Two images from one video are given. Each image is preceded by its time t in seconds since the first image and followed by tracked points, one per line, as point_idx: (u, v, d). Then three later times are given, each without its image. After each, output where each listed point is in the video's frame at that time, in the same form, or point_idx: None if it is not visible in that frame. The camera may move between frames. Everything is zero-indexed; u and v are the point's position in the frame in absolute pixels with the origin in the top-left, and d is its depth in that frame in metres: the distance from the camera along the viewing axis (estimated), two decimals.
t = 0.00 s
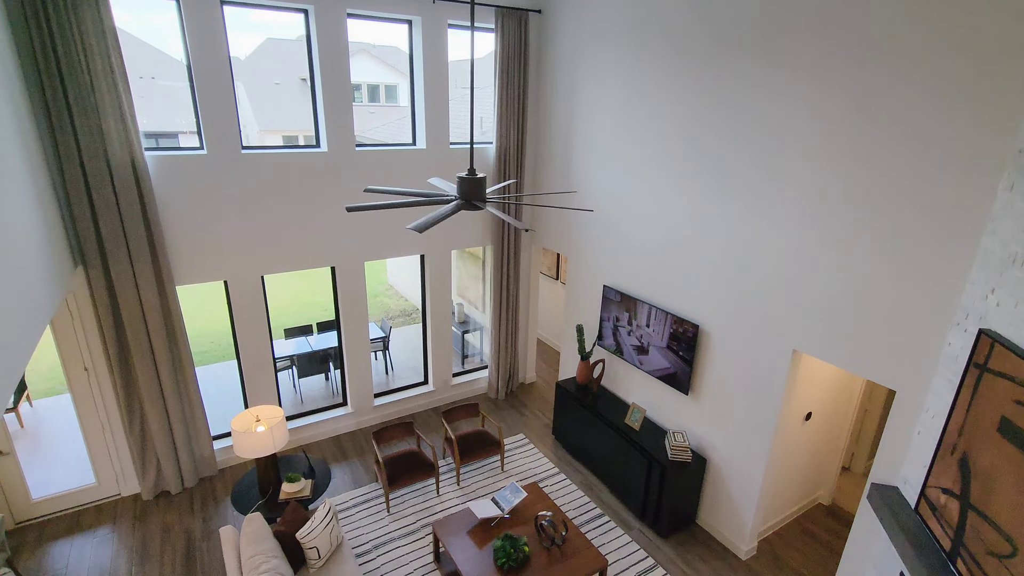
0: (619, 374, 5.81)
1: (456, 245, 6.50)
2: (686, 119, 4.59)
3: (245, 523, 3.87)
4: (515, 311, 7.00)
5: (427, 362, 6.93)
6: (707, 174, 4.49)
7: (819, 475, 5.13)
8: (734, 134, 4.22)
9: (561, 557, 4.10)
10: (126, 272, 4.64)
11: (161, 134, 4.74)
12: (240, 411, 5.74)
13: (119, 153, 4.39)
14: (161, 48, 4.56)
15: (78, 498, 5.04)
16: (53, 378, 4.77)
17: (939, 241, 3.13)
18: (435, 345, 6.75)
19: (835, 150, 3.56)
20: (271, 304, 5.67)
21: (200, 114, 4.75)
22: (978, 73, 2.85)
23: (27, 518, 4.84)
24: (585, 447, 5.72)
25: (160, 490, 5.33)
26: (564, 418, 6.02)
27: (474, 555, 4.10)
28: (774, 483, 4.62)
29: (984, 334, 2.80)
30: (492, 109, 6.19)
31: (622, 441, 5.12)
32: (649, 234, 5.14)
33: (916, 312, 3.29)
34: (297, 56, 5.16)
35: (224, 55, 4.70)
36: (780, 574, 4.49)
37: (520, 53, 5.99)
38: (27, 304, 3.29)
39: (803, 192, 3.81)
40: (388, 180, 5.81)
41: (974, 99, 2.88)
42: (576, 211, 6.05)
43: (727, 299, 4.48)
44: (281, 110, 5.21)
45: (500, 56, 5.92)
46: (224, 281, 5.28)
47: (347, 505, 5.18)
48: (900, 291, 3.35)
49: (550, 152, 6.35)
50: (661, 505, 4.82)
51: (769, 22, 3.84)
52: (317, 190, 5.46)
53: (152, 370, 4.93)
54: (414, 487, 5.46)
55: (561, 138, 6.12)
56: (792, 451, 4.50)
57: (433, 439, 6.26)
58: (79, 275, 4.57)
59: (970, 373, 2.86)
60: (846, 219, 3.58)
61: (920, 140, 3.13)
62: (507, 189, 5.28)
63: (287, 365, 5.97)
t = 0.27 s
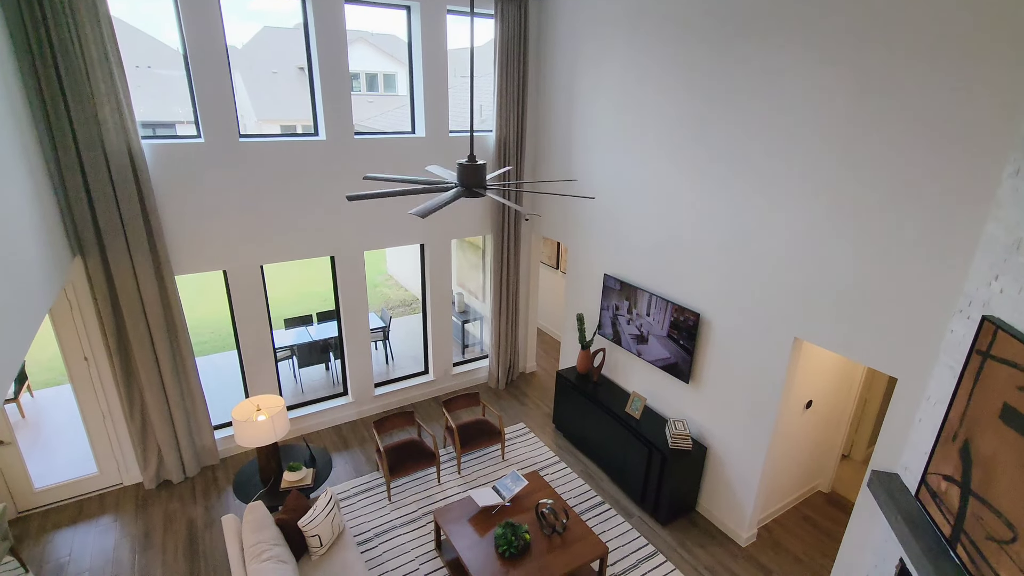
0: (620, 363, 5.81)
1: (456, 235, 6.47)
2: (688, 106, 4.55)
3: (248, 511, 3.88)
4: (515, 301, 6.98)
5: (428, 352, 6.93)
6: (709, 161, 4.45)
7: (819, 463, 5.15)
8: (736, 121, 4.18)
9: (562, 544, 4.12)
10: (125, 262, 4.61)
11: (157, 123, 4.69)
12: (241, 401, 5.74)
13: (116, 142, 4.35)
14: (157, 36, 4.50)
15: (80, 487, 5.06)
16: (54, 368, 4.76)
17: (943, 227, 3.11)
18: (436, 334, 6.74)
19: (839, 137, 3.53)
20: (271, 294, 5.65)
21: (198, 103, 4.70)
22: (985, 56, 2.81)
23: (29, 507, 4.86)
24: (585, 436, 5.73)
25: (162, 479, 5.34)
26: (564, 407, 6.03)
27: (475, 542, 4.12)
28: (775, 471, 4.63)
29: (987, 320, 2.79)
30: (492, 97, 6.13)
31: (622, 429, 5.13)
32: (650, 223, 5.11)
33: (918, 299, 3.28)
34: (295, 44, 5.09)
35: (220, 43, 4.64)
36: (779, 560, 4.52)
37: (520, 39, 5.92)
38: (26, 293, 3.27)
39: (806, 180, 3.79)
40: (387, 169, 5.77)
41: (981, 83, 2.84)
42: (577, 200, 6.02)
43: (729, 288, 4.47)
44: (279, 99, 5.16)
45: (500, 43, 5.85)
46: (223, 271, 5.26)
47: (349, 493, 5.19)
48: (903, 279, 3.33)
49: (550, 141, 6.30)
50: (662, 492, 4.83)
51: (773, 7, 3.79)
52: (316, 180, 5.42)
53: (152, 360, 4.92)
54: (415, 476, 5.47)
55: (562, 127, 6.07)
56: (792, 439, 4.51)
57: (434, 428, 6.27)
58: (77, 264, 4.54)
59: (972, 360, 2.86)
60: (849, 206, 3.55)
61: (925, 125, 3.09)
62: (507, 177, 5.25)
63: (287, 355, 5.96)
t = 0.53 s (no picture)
0: (621, 354, 5.81)
1: (457, 226, 6.45)
2: (691, 95, 4.50)
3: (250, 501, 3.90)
4: (516, 292, 6.97)
5: (429, 343, 6.93)
6: (711, 151, 4.42)
7: (821, 454, 5.15)
8: (739, 111, 4.14)
9: (563, 534, 4.14)
10: (125, 253, 4.61)
11: (156, 114, 4.66)
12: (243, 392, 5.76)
13: (115, 133, 4.32)
14: (155, 27, 4.46)
15: (84, 477, 5.08)
16: (56, 359, 4.77)
17: (947, 216, 3.09)
18: (437, 326, 6.74)
19: (843, 126, 3.50)
20: (272, 286, 5.64)
21: (197, 94, 4.67)
22: (992, 43, 2.77)
23: (34, 497, 4.88)
24: (587, 427, 5.74)
25: (165, 470, 5.37)
26: (566, 398, 6.03)
27: (477, 532, 4.14)
28: (776, 461, 4.64)
29: (991, 310, 2.77)
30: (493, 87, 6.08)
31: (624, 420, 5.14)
32: (652, 214, 5.08)
33: (921, 289, 3.26)
34: (294, 35, 5.05)
35: (219, 34, 4.59)
36: (780, 550, 4.54)
37: (521, 29, 5.86)
38: (26, 283, 3.26)
39: (809, 170, 3.76)
40: (388, 160, 5.74)
41: (987, 70, 2.81)
42: (578, 191, 5.99)
43: (731, 279, 4.45)
44: (278, 90, 5.12)
45: (501, 33, 5.79)
46: (224, 263, 5.25)
47: (351, 483, 5.22)
48: (906, 269, 3.31)
49: (551, 131, 6.26)
50: (663, 482, 4.85)
51: None
52: (316, 171, 5.39)
53: (153, 352, 4.93)
54: (417, 467, 5.49)
55: (563, 117, 6.03)
56: (793, 429, 4.51)
57: (435, 419, 6.29)
58: (78, 256, 4.53)
59: (976, 350, 2.84)
60: (853, 196, 3.53)
61: (930, 114, 3.06)
62: (508, 168, 5.22)
63: (288, 346, 5.97)
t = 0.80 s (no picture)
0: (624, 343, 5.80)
1: (460, 214, 6.42)
2: (696, 81, 4.45)
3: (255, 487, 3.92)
4: (519, 280, 6.95)
5: (432, 331, 6.94)
6: (716, 138, 4.37)
7: (823, 442, 5.16)
8: (745, 97, 4.09)
9: (566, 520, 4.16)
10: (128, 241, 4.60)
11: (156, 101, 4.63)
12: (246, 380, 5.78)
13: (116, 120, 4.30)
14: (155, 14, 4.42)
15: (90, 464, 5.13)
16: (61, 347, 4.79)
17: (955, 203, 3.05)
18: (440, 314, 6.74)
19: (850, 112, 3.46)
20: (275, 274, 5.64)
21: (198, 81, 4.64)
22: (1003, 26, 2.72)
23: (42, 483, 4.93)
24: (589, 414, 5.76)
25: (171, 456, 5.41)
26: (568, 386, 6.04)
27: (480, 518, 4.17)
28: (778, 448, 4.65)
29: (998, 297, 2.74)
30: (496, 73, 6.02)
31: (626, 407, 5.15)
32: (655, 202, 5.05)
33: (927, 276, 3.24)
34: (295, 21, 4.99)
35: (219, 20, 4.55)
36: (781, 536, 4.56)
37: (524, 13, 5.79)
38: (29, 270, 3.26)
39: (815, 156, 3.72)
40: (390, 148, 5.71)
41: (997, 54, 2.76)
42: (581, 178, 5.95)
43: (735, 266, 4.43)
44: (279, 78, 5.08)
45: (503, 18, 5.72)
46: (227, 250, 5.25)
47: (355, 470, 5.25)
48: (913, 256, 3.29)
49: (554, 119, 6.20)
50: (665, 469, 4.86)
51: None
52: (318, 159, 5.36)
53: (157, 340, 4.94)
54: (421, 454, 5.52)
55: (567, 104, 5.97)
56: (796, 417, 4.51)
57: (438, 407, 6.31)
58: (81, 243, 4.53)
59: (982, 337, 2.83)
60: (859, 183, 3.49)
61: (938, 98, 3.02)
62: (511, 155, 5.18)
63: (292, 335, 5.98)
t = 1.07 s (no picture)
0: (628, 329, 5.80)
1: (463, 200, 6.39)
2: (703, 66, 4.39)
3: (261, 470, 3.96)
4: (523, 267, 6.94)
5: (435, 318, 6.95)
6: (722, 123, 4.32)
7: (827, 428, 5.16)
8: (751, 81, 4.04)
9: (569, 505, 4.19)
10: (132, 226, 4.60)
11: (158, 86, 4.60)
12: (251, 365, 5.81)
13: (118, 105, 4.27)
14: None
15: (98, 447, 5.18)
16: (67, 332, 4.81)
17: (963, 188, 3.01)
18: (443, 301, 6.75)
19: (858, 97, 3.41)
20: (278, 259, 5.64)
21: (199, 66, 4.60)
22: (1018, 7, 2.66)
23: (51, 466, 4.99)
24: (592, 401, 5.77)
25: (177, 441, 5.46)
26: (572, 372, 6.05)
27: (484, 502, 4.20)
28: (781, 435, 4.66)
29: (1007, 283, 2.72)
30: (500, 58, 5.95)
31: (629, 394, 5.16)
32: (660, 188, 5.01)
33: (934, 263, 3.21)
34: (296, 5, 4.93)
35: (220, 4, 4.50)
36: (783, 521, 4.59)
37: None
38: (34, 256, 3.27)
39: (822, 141, 3.67)
40: (393, 133, 5.66)
41: (1011, 35, 2.70)
42: (585, 164, 5.90)
43: (740, 253, 4.40)
44: (281, 63, 5.04)
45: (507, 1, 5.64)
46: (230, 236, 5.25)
47: (359, 455, 5.29)
48: (920, 243, 3.26)
49: (559, 104, 6.14)
50: (667, 455, 4.88)
51: None
52: (321, 145, 5.33)
53: (163, 326, 4.97)
54: (425, 439, 5.56)
55: (571, 89, 5.90)
56: (799, 403, 4.51)
57: (442, 393, 6.34)
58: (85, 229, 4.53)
59: (990, 323, 2.81)
60: (866, 169, 3.45)
61: (949, 82, 2.97)
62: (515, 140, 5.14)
63: (295, 321, 5.98)
